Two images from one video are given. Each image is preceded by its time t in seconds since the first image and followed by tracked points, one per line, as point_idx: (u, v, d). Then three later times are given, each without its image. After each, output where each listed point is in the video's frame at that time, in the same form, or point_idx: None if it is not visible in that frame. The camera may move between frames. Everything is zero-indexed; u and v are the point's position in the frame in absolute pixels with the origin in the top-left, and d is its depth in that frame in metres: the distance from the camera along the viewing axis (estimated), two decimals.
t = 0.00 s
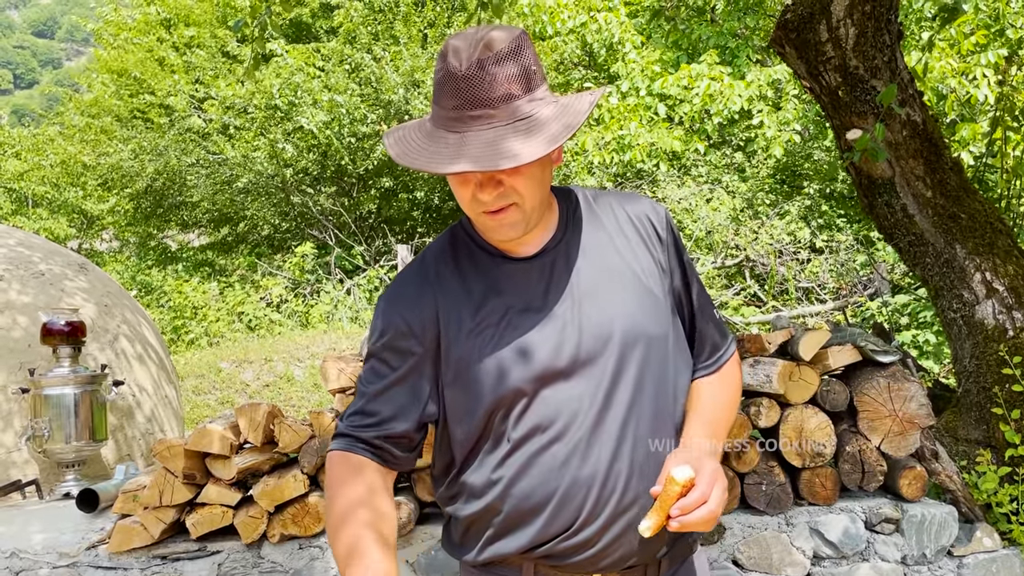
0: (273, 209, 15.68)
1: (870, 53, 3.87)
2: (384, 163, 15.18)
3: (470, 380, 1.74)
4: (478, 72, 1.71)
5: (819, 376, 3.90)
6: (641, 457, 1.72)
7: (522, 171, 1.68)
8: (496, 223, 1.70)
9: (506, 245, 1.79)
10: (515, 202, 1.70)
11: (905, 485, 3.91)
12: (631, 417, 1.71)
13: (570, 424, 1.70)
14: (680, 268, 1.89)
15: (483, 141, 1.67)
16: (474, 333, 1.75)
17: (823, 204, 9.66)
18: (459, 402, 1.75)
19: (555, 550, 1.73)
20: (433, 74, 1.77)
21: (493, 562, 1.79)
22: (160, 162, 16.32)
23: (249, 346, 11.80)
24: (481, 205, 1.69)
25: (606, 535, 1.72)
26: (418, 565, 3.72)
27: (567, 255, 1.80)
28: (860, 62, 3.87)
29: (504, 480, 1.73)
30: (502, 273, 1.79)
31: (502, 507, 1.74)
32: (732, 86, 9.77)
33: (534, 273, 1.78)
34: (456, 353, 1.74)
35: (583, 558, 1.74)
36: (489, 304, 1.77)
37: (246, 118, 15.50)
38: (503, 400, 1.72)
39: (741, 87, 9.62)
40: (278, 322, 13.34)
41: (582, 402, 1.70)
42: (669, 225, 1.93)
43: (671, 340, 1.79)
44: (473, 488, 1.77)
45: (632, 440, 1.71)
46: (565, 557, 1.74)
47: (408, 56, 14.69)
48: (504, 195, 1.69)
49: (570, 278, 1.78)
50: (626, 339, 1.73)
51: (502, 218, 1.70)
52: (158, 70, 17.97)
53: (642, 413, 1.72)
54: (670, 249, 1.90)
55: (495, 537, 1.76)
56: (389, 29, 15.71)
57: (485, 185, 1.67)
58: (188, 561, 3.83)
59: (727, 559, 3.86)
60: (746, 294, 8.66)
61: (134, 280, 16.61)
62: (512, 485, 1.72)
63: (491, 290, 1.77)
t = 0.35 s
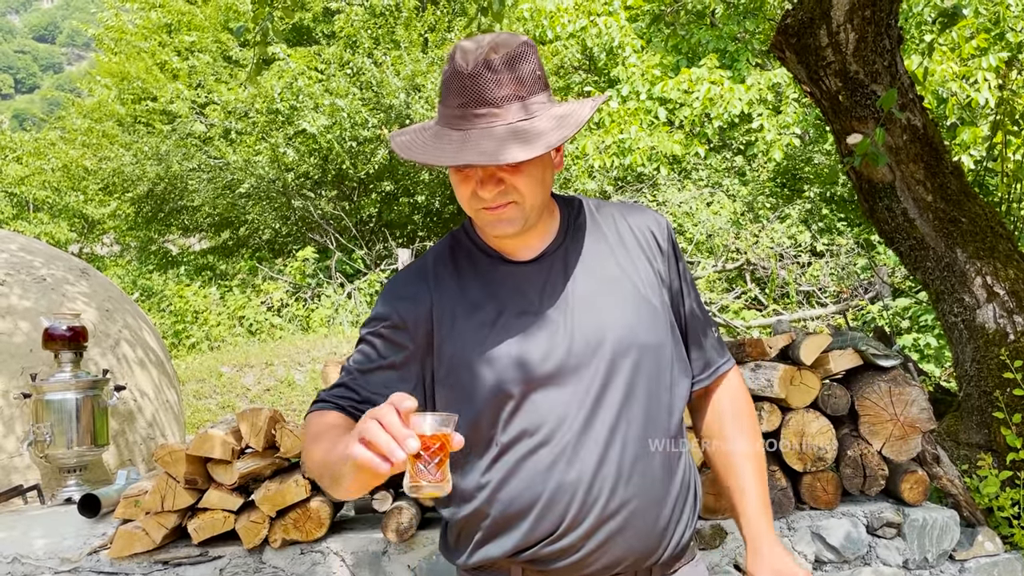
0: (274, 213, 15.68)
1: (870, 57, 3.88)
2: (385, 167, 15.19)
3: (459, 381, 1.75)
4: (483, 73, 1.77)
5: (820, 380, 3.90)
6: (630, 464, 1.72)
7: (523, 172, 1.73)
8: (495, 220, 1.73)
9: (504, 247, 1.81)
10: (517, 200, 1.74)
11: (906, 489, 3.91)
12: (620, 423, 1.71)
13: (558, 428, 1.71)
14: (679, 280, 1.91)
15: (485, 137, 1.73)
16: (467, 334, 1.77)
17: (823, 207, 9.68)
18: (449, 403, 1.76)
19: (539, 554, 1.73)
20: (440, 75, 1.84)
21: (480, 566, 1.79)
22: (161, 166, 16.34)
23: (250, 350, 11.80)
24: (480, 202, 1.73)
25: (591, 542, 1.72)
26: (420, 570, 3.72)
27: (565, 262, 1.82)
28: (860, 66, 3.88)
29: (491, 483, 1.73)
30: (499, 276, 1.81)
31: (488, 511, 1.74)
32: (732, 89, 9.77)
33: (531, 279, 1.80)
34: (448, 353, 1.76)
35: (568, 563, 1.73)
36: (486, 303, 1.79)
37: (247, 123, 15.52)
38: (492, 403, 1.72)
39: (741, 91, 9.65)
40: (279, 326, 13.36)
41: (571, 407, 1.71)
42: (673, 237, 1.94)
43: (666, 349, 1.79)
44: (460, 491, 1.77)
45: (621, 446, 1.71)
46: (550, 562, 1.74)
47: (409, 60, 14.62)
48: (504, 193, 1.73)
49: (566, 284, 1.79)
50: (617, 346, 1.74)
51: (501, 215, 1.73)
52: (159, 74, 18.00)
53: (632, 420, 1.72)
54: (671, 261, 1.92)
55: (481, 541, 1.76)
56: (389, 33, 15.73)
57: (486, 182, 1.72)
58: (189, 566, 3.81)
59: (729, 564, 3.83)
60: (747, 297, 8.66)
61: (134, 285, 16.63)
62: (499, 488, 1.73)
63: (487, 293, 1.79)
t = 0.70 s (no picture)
0: (274, 217, 15.68)
1: (869, 63, 3.89)
2: (386, 172, 15.20)
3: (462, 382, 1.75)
4: (494, 65, 1.84)
5: (820, 386, 3.91)
6: (631, 467, 1.72)
7: (531, 165, 1.78)
8: (503, 211, 1.78)
9: (514, 247, 1.85)
10: (523, 194, 1.79)
11: (906, 494, 3.91)
12: (622, 426, 1.71)
13: (559, 430, 1.71)
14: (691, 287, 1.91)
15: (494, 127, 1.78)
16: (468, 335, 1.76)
17: (824, 211, 9.69)
18: (448, 405, 1.75)
19: (537, 558, 1.72)
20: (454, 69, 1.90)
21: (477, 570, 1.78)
22: (161, 171, 16.35)
23: (250, 355, 11.79)
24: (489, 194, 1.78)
25: (589, 545, 1.72)
26: None
27: (573, 265, 1.84)
28: (860, 72, 3.89)
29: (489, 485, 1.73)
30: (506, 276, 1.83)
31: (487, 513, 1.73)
32: (732, 94, 9.81)
33: (538, 280, 1.81)
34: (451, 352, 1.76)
35: (565, 567, 1.73)
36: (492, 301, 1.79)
37: (248, 127, 15.54)
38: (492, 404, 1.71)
39: (741, 95, 9.68)
40: (279, 331, 13.38)
41: (573, 408, 1.71)
42: (683, 242, 1.94)
43: (673, 354, 1.79)
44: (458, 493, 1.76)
45: (622, 449, 1.71)
46: (546, 564, 1.74)
47: (409, 65, 14.59)
48: (511, 184, 1.77)
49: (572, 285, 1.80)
50: (621, 349, 1.74)
51: (508, 210, 1.78)
52: (161, 79, 18.04)
53: (634, 423, 1.72)
54: (682, 267, 1.91)
55: (477, 545, 1.75)
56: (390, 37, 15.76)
57: (494, 173, 1.76)
58: (189, 573, 3.80)
59: (729, 570, 3.82)
60: (747, 301, 8.66)
61: (135, 290, 16.67)
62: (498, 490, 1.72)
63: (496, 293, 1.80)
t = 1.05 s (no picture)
0: (274, 222, 15.67)
1: (867, 68, 3.89)
2: (385, 176, 15.17)
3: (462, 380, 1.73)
4: (515, 56, 1.90)
5: (819, 391, 3.90)
6: (635, 470, 1.71)
7: (552, 152, 1.85)
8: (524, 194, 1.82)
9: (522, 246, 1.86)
10: (545, 178, 1.83)
11: (906, 499, 3.91)
12: (625, 428, 1.70)
13: (564, 430, 1.69)
14: (692, 295, 1.91)
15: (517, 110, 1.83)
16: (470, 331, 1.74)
17: (823, 215, 9.69)
18: (452, 402, 1.72)
19: (538, 563, 1.69)
20: (470, 61, 1.95)
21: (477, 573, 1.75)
22: (161, 176, 16.34)
23: (249, 361, 11.79)
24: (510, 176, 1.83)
25: (593, 550, 1.69)
26: None
27: (577, 266, 1.82)
28: (858, 77, 3.89)
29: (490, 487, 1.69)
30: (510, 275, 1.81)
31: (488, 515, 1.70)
32: (731, 99, 9.85)
33: (540, 277, 1.79)
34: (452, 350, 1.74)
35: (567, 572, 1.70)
36: (495, 299, 1.78)
37: (247, 132, 15.55)
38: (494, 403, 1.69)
39: (740, 100, 9.70)
40: (278, 336, 13.42)
41: (577, 409, 1.70)
42: (685, 249, 1.95)
43: (677, 359, 1.78)
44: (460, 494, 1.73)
45: (626, 451, 1.70)
46: (548, 570, 1.70)
47: (408, 69, 14.48)
48: (535, 168, 1.83)
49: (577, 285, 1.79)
50: (627, 351, 1.73)
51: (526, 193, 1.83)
52: (161, 84, 18.05)
53: (639, 425, 1.71)
54: (683, 274, 1.92)
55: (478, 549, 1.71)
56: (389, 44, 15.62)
57: (517, 157, 1.83)
58: None
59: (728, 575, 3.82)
60: (747, 306, 8.66)
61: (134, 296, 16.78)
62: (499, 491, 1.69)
63: (500, 291, 1.79)
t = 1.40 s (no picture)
0: (273, 227, 15.68)
1: (865, 74, 3.90)
2: (384, 181, 15.15)
3: (465, 380, 1.72)
4: (515, 59, 1.89)
5: (818, 396, 3.91)
6: (635, 475, 1.70)
7: (557, 151, 1.88)
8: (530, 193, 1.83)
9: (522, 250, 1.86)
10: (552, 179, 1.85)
11: (905, 504, 3.91)
12: (626, 432, 1.70)
13: (566, 433, 1.68)
14: (692, 302, 1.92)
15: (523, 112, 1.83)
16: (471, 331, 1.75)
17: (823, 220, 9.69)
18: (454, 401, 1.72)
19: (537, 567, 1.68)
20: (470, 66, 1.92)
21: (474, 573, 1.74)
22: (160, 181, 16.33)
23: (248, 365, 11.79)
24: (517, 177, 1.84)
25: (591, 558, 1.68)
26: None
27: (578, 272, 1.83)
28: (856, 83, 3.90)
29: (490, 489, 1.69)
30: (511, 278, 1.81)
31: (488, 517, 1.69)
32: (730, 104, 9.80)
33: (541, 283, 1.80)
34: (453, 350, 1.74)
35: None
36: (496, 303, 1.78)
37: (246, 137, 15.54)
38: (495, 404, 1.70)
39: (739, 105, 9.72)
40: (278, 341, 13.45)
41: (579, 412, 1.70)
42: (685, 257, 1.96)
43: (678, 367, 1.78)
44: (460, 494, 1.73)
45: (627, 456, 1.70)
46: None
47: (408, 74, 14.50)
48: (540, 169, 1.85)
49: (579, 290, 1.80)
50: (629, 357, 1.73)
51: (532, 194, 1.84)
52: (160, 88, 18.06)
53: (640, 431, 1.71)
54: (683, 283, 1.92)
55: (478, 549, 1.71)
56: (388, 49, 15.67)
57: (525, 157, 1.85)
58: None
59: None
60: (746, 310, 8.66)
61: (132, 300, 16.92)
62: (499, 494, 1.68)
63: (502, 294, 1.79)
